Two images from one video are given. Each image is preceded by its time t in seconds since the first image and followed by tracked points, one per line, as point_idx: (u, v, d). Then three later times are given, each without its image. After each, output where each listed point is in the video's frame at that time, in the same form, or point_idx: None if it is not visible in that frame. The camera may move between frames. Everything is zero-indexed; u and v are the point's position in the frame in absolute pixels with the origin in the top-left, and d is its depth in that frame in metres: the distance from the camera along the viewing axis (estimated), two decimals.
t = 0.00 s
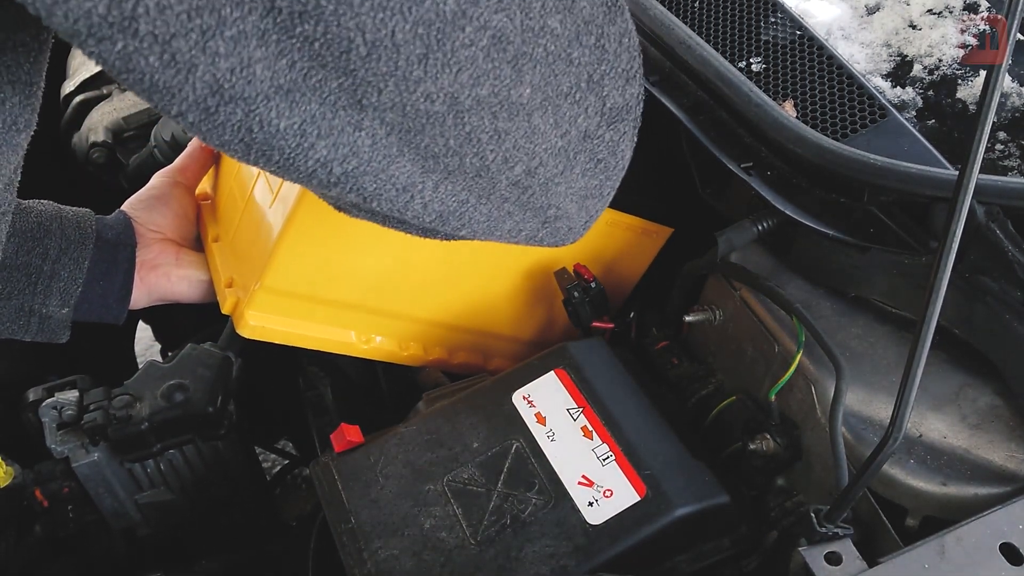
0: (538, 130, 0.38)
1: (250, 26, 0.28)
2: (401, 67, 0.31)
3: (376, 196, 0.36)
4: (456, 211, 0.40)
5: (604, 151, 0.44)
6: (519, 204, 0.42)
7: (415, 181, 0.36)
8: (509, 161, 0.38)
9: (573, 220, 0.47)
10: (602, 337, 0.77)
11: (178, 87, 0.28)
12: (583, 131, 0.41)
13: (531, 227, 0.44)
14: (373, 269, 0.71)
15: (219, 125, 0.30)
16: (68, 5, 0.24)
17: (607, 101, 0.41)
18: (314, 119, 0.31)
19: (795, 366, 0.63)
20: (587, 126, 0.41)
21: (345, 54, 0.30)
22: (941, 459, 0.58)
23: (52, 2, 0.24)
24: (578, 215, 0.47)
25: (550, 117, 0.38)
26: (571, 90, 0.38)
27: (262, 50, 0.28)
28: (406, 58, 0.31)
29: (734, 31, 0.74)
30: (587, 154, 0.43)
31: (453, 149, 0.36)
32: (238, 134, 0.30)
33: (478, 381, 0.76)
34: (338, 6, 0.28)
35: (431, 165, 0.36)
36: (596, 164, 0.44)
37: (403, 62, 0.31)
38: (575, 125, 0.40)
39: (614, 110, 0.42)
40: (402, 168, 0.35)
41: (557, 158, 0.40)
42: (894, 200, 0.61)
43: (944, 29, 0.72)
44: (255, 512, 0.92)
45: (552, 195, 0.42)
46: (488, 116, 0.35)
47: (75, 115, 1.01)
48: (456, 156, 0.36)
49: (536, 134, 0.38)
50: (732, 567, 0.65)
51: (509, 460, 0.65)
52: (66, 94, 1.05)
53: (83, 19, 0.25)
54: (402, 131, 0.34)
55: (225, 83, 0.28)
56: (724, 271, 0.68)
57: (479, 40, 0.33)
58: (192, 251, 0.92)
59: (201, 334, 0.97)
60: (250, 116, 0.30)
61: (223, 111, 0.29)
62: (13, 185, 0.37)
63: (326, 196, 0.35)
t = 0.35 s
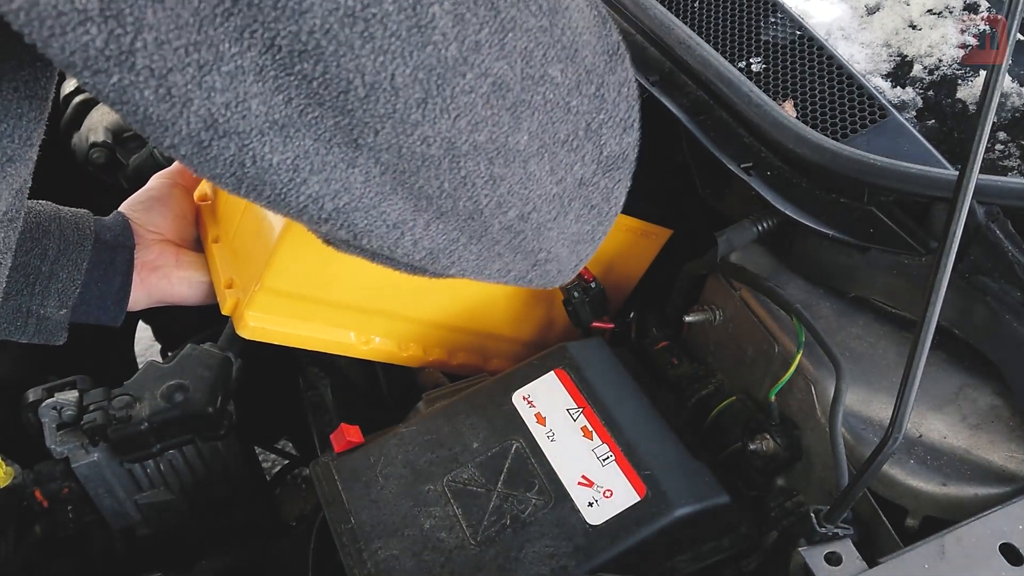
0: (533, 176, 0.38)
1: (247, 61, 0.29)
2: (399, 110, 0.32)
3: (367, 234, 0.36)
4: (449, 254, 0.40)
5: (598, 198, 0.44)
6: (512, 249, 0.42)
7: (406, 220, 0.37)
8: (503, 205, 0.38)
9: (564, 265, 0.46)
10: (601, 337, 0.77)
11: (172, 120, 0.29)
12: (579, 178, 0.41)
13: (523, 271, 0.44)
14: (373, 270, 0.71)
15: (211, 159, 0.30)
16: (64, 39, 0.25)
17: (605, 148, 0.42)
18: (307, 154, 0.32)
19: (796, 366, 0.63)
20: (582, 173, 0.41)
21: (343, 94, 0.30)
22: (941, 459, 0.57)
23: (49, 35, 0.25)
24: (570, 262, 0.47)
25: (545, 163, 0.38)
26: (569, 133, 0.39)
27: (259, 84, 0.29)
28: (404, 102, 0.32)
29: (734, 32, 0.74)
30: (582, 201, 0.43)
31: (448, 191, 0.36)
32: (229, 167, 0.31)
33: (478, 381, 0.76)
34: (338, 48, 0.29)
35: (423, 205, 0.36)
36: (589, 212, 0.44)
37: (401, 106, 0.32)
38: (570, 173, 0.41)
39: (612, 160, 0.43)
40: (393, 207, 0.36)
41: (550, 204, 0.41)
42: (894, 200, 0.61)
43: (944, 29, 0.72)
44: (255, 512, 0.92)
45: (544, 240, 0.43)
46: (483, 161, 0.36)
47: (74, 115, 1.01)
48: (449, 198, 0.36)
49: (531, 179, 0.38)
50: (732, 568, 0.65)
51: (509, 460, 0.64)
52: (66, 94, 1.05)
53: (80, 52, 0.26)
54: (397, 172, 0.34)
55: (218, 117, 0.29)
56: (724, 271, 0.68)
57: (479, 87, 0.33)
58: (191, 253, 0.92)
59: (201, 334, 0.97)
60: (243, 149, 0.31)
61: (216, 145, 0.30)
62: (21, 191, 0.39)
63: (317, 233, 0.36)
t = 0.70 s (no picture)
0: (540, 168, 0.38)
1: (259, 59, 0.29)
2: (409, 106, 0.31)
3: (373, 227, 0.36)
4: (454, 245, 0.40)
5: (600, 188, 0.43)
6: (516, 241, 0.41)
7: (411, 212, 0.37)
8: (509, 198, 0.38)
9: (568, 254, 0.46)
10: (602, 336, 0.77)
11: (185, 120, 0.29)
12: (581, 168, 0.41)
13: (527, 262, 0.44)
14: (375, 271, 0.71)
15: (222, 155, 0.31)
16: (81, 41, 0.26)
17: (606, 140, 0.41)
18: (315, 147, 0.32)
19: (796, 366, 0.63)
20: (585, 163, 0.41)
21: (354, 91, 0.30)
22: (941, 459, 0.57)
23: (66, 39, 0.26)
24: (572, 252, 0.46)
25: (551, 156, 0.38)
26: (573, 128, 0.38)
27: (269, 81, 0.29)
28: (415, 97, 0.31)
29: (734, 32, 0.74)
30: (585, 191, 0.42)
31: (455, 185, 0.36)
32: (238, 162, 0.31)
33: (478, 382, 0.76)
34: (350, 45, 0.29)
35: (429, 197, 0.36)
36: (591, 201, 0.43)
37: (411, 101, 0.31)
38: (575, 164, 0.40)
39: (612, 147, 0.42)
40: (399, 198, 0.36)
41: (555, 196, 0.40)
42: (893, 199, 0.62)
43: (944, 29, 0.72)
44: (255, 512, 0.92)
45: (548, 231, 0.42)
46: (491, 155, 0.35)
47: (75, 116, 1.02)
48: (456, 191, 0.36)
49: (537, 174, 0.38)
50: (732, 567, 0.64)
51: (509, 460, 0.65)
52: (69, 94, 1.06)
53: (96, 54, 0.26)
54: (403, 167, 0.34)
55: (229, 113, 0.29)
56: (724, 270, 0.68)
57: (488, 82, 0.33)
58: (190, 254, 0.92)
59: (200, 334, 0.98)
60: (253, 145, 0.31)
61: (228, 141, 0.30)
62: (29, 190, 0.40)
63: (325, 225, 0.36)
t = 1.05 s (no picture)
0: (515, 206, 0.38)
1: (236, 85, 0.29)
2: (386, 140, 0.32)
3: (344, 255, 0.36)
4: (426, 274, 0.40)
5: (578, 227, 0.44)
6: (490, 273, 0.41)
7: (383, 241, 0.37)
8: (483, 232, 0.38)
9: (541, 291, 0.46)
10: (602, 337, 0.77)
11: (159, 143, 0.29)
12: (559, 207, 0.41)
13: (500, 296, 0.44)
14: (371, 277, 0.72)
15: (197, 179, 0.31)
16: (58, 64, 0.26)
17: (586, 181, 0.41)
18: (290, 172, 0.32)
19: (796, 366, 0.63)
20: (563, 202, 0.41)
21: (332, 125, 0.30)
22: (941, 460, 0.57)
23: (43, 62, 0.26)
24: (547, 287, 0.46)
25: (528, 194, 0.38)
26: (555, 163, 0.38)
27: (246, 105, 0.29)
28: (392, 132, 0.32)
29: (734, 31, 0.74)
30: (562, 230, 0.43)
31: (430, 219, 0.36)
32: (212, 188, 0.31)
33: (478, 382, 0.76)
34: (330, 79, 0.29)
35: (404, 229, 0.36)
36: (569, 241, 0.44)
37: (389, 135, 0.32)
38: (552, 203, 0.40)
39: (590, 187, 0.42)
40: (373, 227, 0.36)
41: (531, 232, 0.40)
42: (892, 199, 0.62)
43: (944, 30, 0.72)
44: (256, 512, 0.92)
45: (523, 265, 0.42)
46: (467, 190, 0.35)
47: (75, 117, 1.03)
48: (430, 225, 0.36)
49: (514, 208, 0.38)
50: (732, 568, 0.64)
51: (509, 461, 0.64)
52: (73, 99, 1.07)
53: (72, 77, 0.27)
54: (378, 200, 0.34)
55: (204, 136, 0.29)
56: (724, 271, 0.68)
57: (467, 119, 0.33)
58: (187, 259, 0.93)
59: (201, 334, 0.98)
60: (228, 168, 0.31)
61: (202, 165, 0.30)
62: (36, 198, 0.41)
63: (297, 254, 0.35)
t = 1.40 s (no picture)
0: (525, 188, 0.38)
1: (243, 71, 0.29)
2: (395, 125, 0.31)
3: (353, 241, 0.36)
4: (434, 259, 0.40)
5: (587, 210, 0.44)
6: (499, 258, 0.42)
7: (393, 226, 0.37)
8: (493, 217, 0.38)
9: (550, 274, 0.47)
10: (601, 337, 0.77)
11: (167, 130, 0.29)
12: (568, 190, 0.41)
13: (509, 279, 0.45)
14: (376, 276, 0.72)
15: (205, 167, 0.31)
16: (64, 52, 0.26)
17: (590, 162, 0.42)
18: (297, 158, 0.32)
19: (795, 366, 0.63)
20: (573, 184, 0.41)
21: (339, 110, 0.30)
22: (941, 460, 0.57)
23: (49, 51, 0.26)
24: (555, 271, 0.47)
25: (537, 176, 0.38)
26: (558, 145, 0.38)
27: (253, 92, 0.29)
28: (401, 116, 0.31)
29: (734, 31, 0.74)
30: (570, 212, 0.43)
31: (440, 203, 0.36)
32: (219, 175, 0.31)
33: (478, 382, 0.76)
34: (337, 64, 0.29)
35: (412, 214, 0.36)
36: (577, 223, 0.44)
37: (398, 120, 0.31)
38: (562, 185, 0.40)
39: (599, 168, 0.43)
40: (382, 212, 0.36)
41: (541, 214, 0.41)
42: (894, 199, 0.62)
43: (943, 30, 0.72)
44: (256, 512, 0.92)
45: (530, 250, 0.43)
46: (477, 174, 0.35)
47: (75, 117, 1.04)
48: (440, 210, 0.36)
49: (523, 191, 0.38)
50: (731, 568, 0.64)
51: (509, 460, 0.64)
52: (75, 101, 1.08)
53: (78, 66, 0.26)
54: (388, 184, 0.34)
55: (212, 123, 0.29)
56: (724, 271, 0.68)
57: (475, 102, 0.33)
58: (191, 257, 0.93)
59: (200, 334, 0.98)
60: (235, 155, 0.31)
61: (210, 152, 0.30)
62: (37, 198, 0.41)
63: (307, 240, 0.36)
